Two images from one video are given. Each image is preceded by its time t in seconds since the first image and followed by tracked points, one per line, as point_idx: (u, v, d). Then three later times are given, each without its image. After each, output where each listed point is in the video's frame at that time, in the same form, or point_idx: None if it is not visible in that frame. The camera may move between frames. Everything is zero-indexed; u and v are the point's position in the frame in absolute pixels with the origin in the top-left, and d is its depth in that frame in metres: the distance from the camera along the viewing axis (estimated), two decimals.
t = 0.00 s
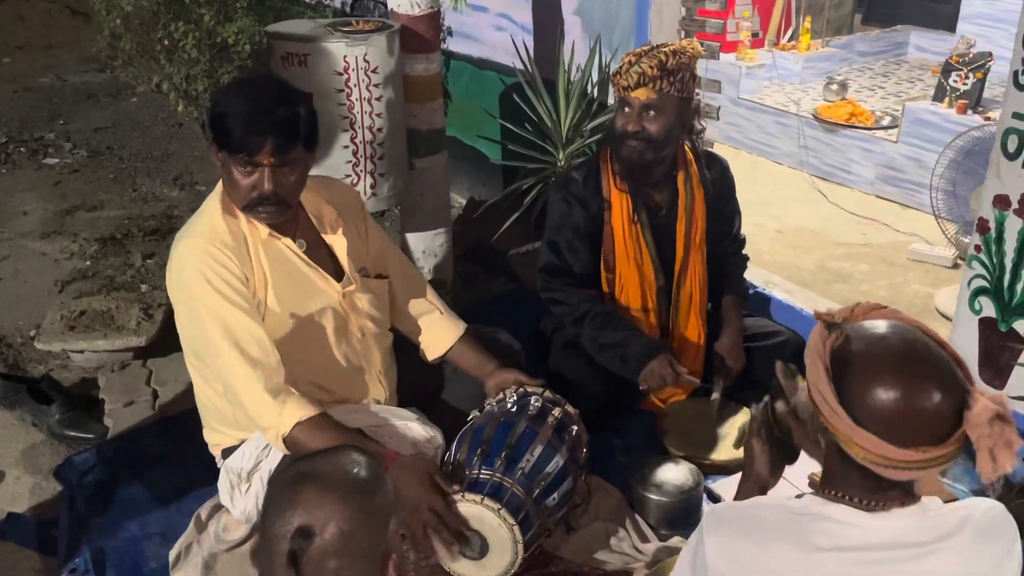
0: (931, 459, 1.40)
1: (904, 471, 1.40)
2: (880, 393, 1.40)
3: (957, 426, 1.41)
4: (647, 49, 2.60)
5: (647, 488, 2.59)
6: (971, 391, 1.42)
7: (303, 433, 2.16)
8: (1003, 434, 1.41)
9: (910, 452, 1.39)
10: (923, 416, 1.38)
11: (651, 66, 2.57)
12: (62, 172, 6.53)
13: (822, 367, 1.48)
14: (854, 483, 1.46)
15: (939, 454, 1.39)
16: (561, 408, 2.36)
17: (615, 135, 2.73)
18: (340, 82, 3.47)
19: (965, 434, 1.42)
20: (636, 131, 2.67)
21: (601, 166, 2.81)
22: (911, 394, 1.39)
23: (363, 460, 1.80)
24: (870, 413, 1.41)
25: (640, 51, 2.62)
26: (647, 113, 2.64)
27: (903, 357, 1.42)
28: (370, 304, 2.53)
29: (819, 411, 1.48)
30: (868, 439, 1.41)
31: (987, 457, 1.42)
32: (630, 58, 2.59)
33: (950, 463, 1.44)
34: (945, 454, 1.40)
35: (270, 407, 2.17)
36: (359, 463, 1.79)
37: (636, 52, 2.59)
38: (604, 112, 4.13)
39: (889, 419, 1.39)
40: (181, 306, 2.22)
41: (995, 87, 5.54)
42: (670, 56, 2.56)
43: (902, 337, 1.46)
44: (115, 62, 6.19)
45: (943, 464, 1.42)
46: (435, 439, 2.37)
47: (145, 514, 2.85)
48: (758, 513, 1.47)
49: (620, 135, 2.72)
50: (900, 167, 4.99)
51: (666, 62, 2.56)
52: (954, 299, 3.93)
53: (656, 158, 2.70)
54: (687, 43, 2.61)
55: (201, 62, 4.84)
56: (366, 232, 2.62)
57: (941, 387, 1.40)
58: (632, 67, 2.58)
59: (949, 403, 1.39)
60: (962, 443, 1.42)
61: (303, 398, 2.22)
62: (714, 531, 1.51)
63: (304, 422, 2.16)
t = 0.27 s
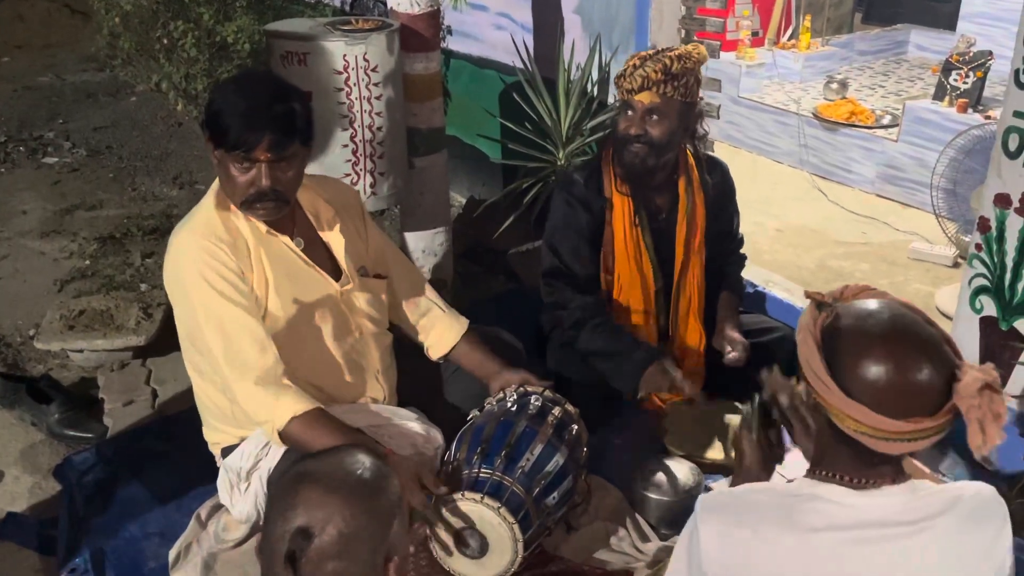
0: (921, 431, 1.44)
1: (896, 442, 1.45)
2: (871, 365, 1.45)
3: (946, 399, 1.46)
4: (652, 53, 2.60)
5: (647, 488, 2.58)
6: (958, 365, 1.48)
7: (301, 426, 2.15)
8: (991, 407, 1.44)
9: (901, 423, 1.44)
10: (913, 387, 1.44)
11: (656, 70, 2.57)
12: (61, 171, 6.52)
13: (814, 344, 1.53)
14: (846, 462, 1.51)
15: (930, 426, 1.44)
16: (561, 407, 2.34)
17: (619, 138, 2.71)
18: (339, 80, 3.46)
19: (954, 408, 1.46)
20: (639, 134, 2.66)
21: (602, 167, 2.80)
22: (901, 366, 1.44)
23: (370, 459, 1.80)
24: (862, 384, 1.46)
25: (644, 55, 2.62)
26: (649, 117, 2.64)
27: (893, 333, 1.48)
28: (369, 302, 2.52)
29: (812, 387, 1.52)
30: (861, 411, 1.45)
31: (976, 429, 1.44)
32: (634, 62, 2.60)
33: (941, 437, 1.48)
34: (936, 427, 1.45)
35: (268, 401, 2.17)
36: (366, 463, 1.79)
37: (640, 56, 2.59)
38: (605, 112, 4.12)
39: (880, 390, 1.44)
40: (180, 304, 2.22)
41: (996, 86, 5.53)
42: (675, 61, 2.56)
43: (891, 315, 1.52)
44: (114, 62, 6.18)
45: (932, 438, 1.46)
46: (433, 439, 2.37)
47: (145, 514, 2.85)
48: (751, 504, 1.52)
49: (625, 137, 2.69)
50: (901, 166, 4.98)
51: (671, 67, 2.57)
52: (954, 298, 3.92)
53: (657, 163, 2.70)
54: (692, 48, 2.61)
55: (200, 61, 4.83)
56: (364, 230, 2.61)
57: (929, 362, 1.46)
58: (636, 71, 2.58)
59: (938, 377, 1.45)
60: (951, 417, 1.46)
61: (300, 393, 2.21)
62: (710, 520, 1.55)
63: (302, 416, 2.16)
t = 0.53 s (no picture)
0: (911, 407, 1.46)
1: (887, 419, 1.47)
2: (860, 345, 1.48)
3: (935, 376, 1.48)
4: (655, 62, 2.56)
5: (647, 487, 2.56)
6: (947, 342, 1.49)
7: (302, 427, 2.15)
8: (979, 379, 1.45)
9: (891, 399, 1.45)
10: (901, 365, 1.46)
11: (659, 81, 2.53)
12: (61, 170, 6.51)
13: (804, 327, 1.56)
14: (838, 446, 1.52)
15: (919, 403, 1.46)
16: (561, 406, 2.33)
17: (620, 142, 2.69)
18: (338, 79, 3.46)
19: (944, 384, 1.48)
20: (641, 142, 2.64)
21: (603, 168, 2.80)
22: (890, 344, 1.46)
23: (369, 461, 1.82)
24: (851, 363, 1.48)
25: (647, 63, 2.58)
26: (652, 125, 2.61)
27: (882, 312, 1.50)
28: (368, 301, 2.52)
29: (803, 368, 1.55)
30: (851, 389, 1.47)
31: (965, 404, 1.46)
32: (636, 71, 2.56)
33: (931, 411, 1.49)
34: (926, 402, 1.47)
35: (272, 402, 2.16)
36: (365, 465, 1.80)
37: (643, 65, 2.55)
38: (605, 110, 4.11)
39: (869, 368, 1.46)
40: (179, 306, 2.22)
41: (996, 85, 5.53)
42: (678, 72, 2.53)
43: (879, 295, 1.54)
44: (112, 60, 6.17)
45: (922, 414, 1.48)
46: (433, 439, 2.39)
47: (144, 513, 2.85)
48: (747, 486, 1.53)
49: (627, 142, 2.67)
50: (901, 165, 4.98)
51: (675, 77, 2.53)
52: (954, 298, 3.92)
53: (658, 171, 2.68)
54: (696, 56, 2.58)
55: (199, 59, 4.82)
56: (362, 226, 2.60)
57: (918, 340, 1.48)
58: (638, 80, 2.55)
59: (926, 355, 1.47)
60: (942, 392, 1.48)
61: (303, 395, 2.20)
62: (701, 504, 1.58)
63: (303, 416, 2.15)
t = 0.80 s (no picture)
0: (903, 396, 1.46)
1: (880, 406, 1.47)
2: (853, 334, 1.47)
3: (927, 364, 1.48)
4: (653, 50, 2.59)
5: (647, 485, 2.58)
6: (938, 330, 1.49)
7: (319, 431, 2.12)
8: (970, 366, 1.44)
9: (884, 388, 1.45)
10: (894, 354, 1.46)
11: (656, 68, 2.55)
12: (58, 168, 6.50)
13: (797, 315, 1.55)
14: (830, 430, 1.53)
15: (911, 391, 1.46)
16: (559, 404, 2.32)
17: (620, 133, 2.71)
18: (336, 77, 3.45)
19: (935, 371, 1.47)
20: (641, 132, 2.67)
21: (603, 165, 2.77)
22: (882, 333, 1.46)
23: (370, 462, 1.80)
24: (844, 352, 1.47)
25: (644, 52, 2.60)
26: (650, 115, 2.64)
27: (873, 300, 1.49)
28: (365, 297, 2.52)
29: (796, 357, 1.54)
30: (846, 378, 1.47)
31: (957, 389, 1.44)
32: (634, 60, 2.58)
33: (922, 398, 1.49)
34: (917, 391, 1.47)
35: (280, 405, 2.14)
36: (366, 466, 1.78)
37: (641, 53, 2.57)
38: (603, 108, 4.11)
39: (862, 357, 1.46)
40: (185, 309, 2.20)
41: (994, 83, 5.53)
42: (676, 59, 2.55)
43: (871, 283, 1.54)
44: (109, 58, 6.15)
45: (913, 401, 1.48)
46: (432, 437, 2.39)
47: (142, 512, 2.84)
48: (741, 470, 1.53)
49: (626, 134, 2.70)
50: (899, 163, 4.97)
51: (672, 65, 2.55)
52: (953, 296, 3.92)
53: (657, 161, 2.70)
54: (693, 44, 2.60)
55: (197, 57, 4.81)
56: (353, 221, 2.60)
57: (910, 328, 1.47)
58: (636, 69, 2.57)
59: (918, 344, 1.46)
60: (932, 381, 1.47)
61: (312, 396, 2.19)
62: (699, 491, 1.56)
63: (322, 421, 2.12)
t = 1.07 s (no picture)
0: (899, 395, 1.47)
1: (878, 405, 1.47)
2: (852, 332, 1.47)
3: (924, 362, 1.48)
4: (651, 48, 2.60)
5: (646, 485, 2.57)
6: (937, 330, 1.49)
7: (311, 434, 2.14)
8: (966, 369, 1.47)
9: (882, 386, 1.46)
10: (892, 355, 1.45)
11: (655, 66, 2.56)
12: (56, 168, 6.49)
13: (797, 314, 1.55)
14: (828, 426, 1.52)
15: (908, 390, 1.46)
16: (558, 403, 2.31)
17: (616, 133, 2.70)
18: (334, 76, 3.45)
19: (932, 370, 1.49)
20: (636, 130, 2.64)
21: (601, 166, 2.79)
22: (881, 332, 1.46)
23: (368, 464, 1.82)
24: (843, 352, 1.47)
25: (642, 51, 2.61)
26: (648, 113, 2.62)
27: (872, 299, 1.49)
28: (364, 297, 2.52)
29: (796, 354, 1.54)
30: (844, 376, 1.47)
31: (952, 390, 1.48)
32: (632, 58, 2.59)
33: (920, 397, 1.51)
34: (915, 389, 1.47)
35: (279, 407, 2.15)
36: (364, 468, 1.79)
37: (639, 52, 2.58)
38: (602, 107, 4.11)
39: (861, 357, 1.46)
40: (182, 312, 2.19)
41: (993, 82, 5.53)
42: (674, 57, 2.56)
43: (869, 281, 1.53)
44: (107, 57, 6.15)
45: (910, 400, 1.49)
46: (431, 434, 2.39)
47: (140, 512, 2.83)
48: (739, 462, 1.52)
49: (622, 133, 2.69)
50: (898, 162, 4.97)
51: (670, 63, 2.56)
52: (952, 295, 3.92)
53: (655, 159, 2.68)
54: (690, 42, 2.61)
55: (195, 55, 4.80)
56: (353, 224, 2.60)
57: (908, 328, 1.47)
58: (634, 68, 2.57)
59: (915, 343, 1.46)
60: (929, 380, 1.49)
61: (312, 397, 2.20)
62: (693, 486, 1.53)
63: (314, 421, 2.14)
